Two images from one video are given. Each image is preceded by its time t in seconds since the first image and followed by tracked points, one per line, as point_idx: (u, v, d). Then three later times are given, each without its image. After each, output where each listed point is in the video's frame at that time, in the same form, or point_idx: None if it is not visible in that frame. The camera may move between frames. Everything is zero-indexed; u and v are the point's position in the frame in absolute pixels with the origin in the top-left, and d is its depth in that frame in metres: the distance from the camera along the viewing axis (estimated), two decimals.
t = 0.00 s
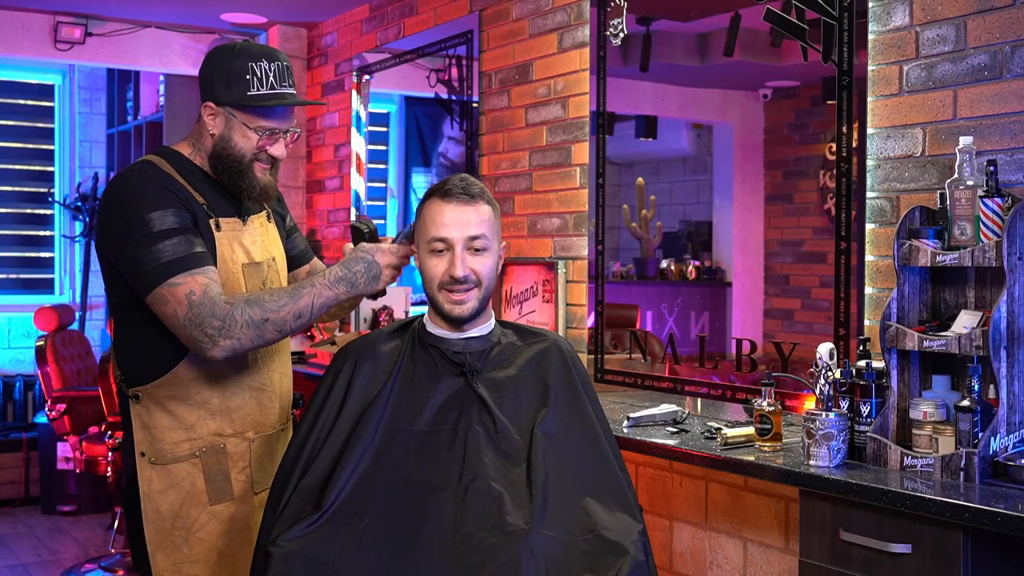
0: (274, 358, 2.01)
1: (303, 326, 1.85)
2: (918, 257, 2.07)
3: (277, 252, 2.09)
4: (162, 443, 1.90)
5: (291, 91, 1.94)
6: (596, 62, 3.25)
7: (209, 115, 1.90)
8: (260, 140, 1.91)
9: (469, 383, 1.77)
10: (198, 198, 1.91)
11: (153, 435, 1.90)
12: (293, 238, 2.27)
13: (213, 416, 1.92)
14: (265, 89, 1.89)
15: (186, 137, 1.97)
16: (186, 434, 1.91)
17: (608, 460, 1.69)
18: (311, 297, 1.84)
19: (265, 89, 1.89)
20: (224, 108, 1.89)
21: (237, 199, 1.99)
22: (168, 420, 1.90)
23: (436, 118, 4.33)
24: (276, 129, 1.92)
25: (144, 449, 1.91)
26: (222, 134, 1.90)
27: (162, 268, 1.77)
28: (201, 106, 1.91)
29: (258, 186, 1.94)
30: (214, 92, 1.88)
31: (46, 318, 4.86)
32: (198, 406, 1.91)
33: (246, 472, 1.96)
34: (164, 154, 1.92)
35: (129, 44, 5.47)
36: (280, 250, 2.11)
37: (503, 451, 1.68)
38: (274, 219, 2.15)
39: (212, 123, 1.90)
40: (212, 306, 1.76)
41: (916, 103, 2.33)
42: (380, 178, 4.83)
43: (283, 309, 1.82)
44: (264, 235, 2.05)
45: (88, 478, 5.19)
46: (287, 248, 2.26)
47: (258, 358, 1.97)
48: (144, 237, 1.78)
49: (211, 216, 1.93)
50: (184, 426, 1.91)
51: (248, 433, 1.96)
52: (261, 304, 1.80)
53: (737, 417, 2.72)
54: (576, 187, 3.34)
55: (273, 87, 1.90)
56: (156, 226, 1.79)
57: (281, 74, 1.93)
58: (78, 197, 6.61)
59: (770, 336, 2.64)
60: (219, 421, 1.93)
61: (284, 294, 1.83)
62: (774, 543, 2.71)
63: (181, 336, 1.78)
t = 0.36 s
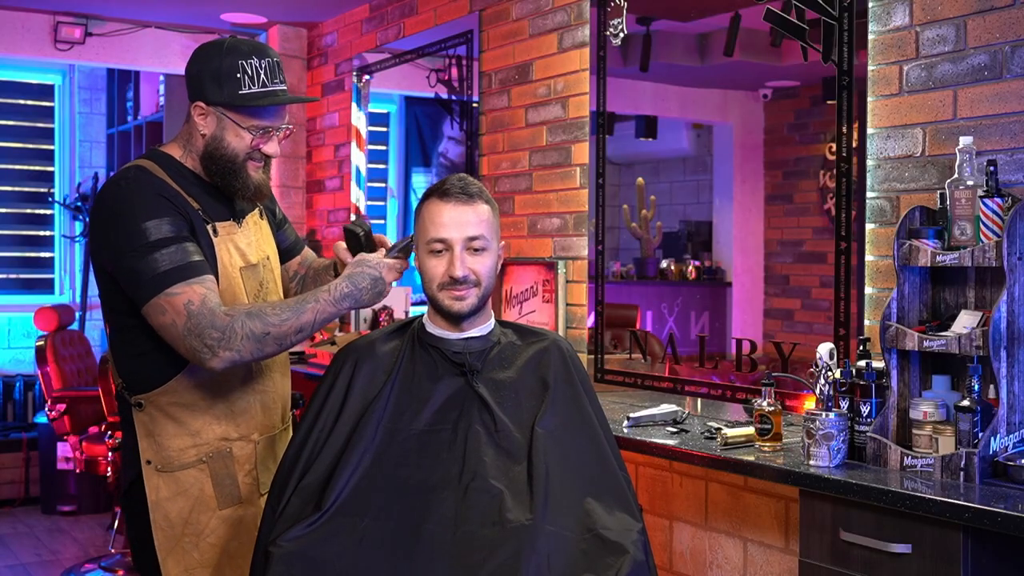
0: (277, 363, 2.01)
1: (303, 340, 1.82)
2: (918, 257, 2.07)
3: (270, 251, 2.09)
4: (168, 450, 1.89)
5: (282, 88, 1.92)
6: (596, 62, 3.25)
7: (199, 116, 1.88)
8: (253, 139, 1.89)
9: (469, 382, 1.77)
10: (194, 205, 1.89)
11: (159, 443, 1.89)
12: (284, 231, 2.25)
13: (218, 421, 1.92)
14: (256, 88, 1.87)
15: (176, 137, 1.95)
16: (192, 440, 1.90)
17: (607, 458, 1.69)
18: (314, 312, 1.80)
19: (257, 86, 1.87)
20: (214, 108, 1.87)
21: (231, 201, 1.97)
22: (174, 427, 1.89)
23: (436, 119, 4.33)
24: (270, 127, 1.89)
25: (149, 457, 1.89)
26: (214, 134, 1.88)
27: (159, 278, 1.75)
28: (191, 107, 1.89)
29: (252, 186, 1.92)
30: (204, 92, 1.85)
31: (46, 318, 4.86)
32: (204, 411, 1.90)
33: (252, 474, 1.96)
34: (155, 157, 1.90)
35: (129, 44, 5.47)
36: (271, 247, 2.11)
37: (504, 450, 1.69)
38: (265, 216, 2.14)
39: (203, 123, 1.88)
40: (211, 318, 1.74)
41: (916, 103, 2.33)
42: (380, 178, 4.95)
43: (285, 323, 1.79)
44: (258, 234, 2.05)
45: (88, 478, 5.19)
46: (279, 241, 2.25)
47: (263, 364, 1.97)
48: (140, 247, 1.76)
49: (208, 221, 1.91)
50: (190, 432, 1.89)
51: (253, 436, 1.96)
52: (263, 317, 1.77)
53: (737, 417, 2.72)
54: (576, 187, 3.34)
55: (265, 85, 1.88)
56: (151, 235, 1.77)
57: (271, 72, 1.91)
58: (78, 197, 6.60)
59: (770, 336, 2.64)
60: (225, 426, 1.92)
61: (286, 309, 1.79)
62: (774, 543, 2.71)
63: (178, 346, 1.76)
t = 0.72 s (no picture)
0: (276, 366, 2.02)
1: (314, 339, 1.81)
2: (918, 257, 2.07)
3: (268, 250, 2.10)
4: (169, 454, 1.89)
5: (287, 91, 1.90)
6: (596, 62, 3.25)
7: (201, 116, 1.86)
8: (256, 141, 1.87)
9: (470, 382, 1.78)
10: (194, 208, 1.87)
11: (159, 448, 1.88)
12: (280, 224, 2.24)
13: (218, 424, 1.92)
14: (262, 90, 1.85)
15: (174, 137, 1.93)
16: (193, 444, 1.90)
17: (608, 458, 1.69)
18: (322, 314, 1.78)
19: (262, 89, 1.85)
20: (217, 109, 1.84)
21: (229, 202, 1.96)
22: (174, 432, 1.88)
23: (436, 119, 4.34)
24: (273, 130, 1.88)
25: (149, 461, 1.89)
26: (217, 136, 1.85)
27: (164, 289, 1.72)
28: (193, 107, 1.86)
29: (252, 189, 1.91)
30: (208, 93, 1.83)
31: (45, 318, 4.86)
32: (203, 415, 1.90)
33: (252, 476, 1.97)
34: (153, 159, 1.87)
35: (129, 44, 5.47)
36: (269, 246, 2.12)
37: (504, 451, 1.69)
38: (262, 216, 2.14)
39: (205, 124, 1.86)
40: (221, 328, 1.72)
41: (916, 103, 2.33)
42: (380, 178, 4.94)
43: (294, 328, 1.77)
44: (256, 234, 2.06)
45: (88, 478, 5.19)
46: (274, 235, 2.24)
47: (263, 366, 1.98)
48: (145, 256, 1.73)
49: (210, 225, 1.91)
50: (190, 436, 1.89)
51: (253, 438, 1.97)
52: (271, 323, 1.76)
53: (737, 418, 2.72)
54: (576, 187, 3.34)
55: (270, 88, 1.86)
56: (155, 244, 1.74)
57: (276, 74, 1.89)
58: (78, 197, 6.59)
59: (770, 336, 2.64)
60: (225, 429, 1.92)
61: (294, 312, 1.77)
62: (774, 543, 2.71)
63: (188, 356, 1.75)
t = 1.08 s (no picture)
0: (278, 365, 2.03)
1: (318, 337, 1.80)
2: (918, 257, 2.07)
3: (268, 249, 2.10)
4: (171, 455, 1.88)
5: (287, 88, 1.91)
6: (596, 62, 3.25)
7: (202, 114, 1.85)
8: (257, 139, 1.87)
9: (470, 379, 1.78)
10: (194, 207, 1.87)
11: (161, 448, 1.88)
12: (280, 224, 2.24)
13: (220, 424, 1.92)
14: (263, 87, 1.85)
15: (174, 136, 1.92)
16: (195, 444, 1.89)
17: (608, 457, 1.69)
18: (327, 311, 1.77)
19: (263, 86, 1.85)
20: (219, 107, 1.84)
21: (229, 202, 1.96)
22: (176, 432, 1.88)
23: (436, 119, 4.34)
24: (274, 128, 1.88)
25: (152, 462, 1.89)
26: (218, 134, 1.85)
27: (165, 285, 1.71)
28: (194, 106, 1.86)
29: (253, 187, 1.90)
30: (210, 90, 1.83)
31: (45, 318, 4.86)
32: (205, 415, 1.90)
33: (255, 475, 1.97)
34: (152, 159, 1.86)
35: (129, 44, 5.47)
36: (270, 245, 2.12)
37: (504, 449, 1.69)
38: (263, 215, 2.14)
39: (206, 122, 1.85)
40: (223, 323, 1.72)
41: (916, 103, 2.33)
42: (380, 178, 4.91)
43: (297, 324, 1.76)
44: (257, 233, 2.06)
45: (88, 478, 5.19)
46: (274, 234, 2.24)
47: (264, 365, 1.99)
48: (145, 253, 1.72)
49: (209, 224, 1.91)
50: (193, 436, 1.89)
51: (256, 437, 1.97)
52: (274, 319, 1.75)
53: (737, 417, 2.72)
54: (576, 187, 3.34)
55: (271, 84, 1.87)
56: (155, 242, 1.73)
57: (277, 71, 1.90)
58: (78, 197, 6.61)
59: (770, 336, 2.64)
60: (227, 428, 1.92)
61: (297, 308, 1.77)
62: (774, 543, 2.71)
63: (189, 351, 1.73)
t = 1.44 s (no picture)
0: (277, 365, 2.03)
1: (321, 334, 1.79)
2: (918, 257, 2.07)
3: (269, 250, 2.10)
4: (172, 455, 1.89)
5: (289, 90, 1.91)
6: (596, 62, 3.25)
7: (204, 114, 1.85)
8: (259, 140, 1.87)
9: (470, 378, 1.78)
10: (194, 207, 1.87)
11: (161, 448, 1.88)
12: (280, 225, 2.25)
13: (220, 424, 1.92)
14: (265, 88, 1.85)
15: (175, 137, 1.92)
16: (195, 444, 1.90)
17: (608, 456, 1.69)
18: (328, 309, 1.77)
19: (266, 87, 1.85)
20: (220, 107, 1.84)
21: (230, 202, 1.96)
22: (176, 432, 1.88)
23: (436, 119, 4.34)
24: (276, 129, 1.88)
25: (152, 462, 1.89)
26: (220, 134, 1.85)
27: (165, 285, 1.71)
28: (196, 106, 1.86)
29: (255, 188, 1.90)
30: (212, 90, 1.83)
31: (45, 318, 4.86)
32: (205, 415, 1.90)
33: (255, 475, 1.97)
34: (154, 159, 1.86)
35: (129, 44, 5.47)
36: (271, 245, 2.12)
37: (505, 448, 1.69)
38: (263, 215, 2.14)
39: (208, 122, 1.85)
40: (224, 323, 1.71)
41: (916, 103, 2.33)
42: (380, 178, 4.87)
43: (298, 322, 1.76)
44: (257, 233, 2.06)
45: (88, 478, 5.19)
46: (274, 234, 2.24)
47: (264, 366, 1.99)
48: (145, 253, 1.72)
49: (210, 225, 1.91)
50: (193, 436, 1.89)
51: (256, 437, 1.97)
52: (275, 317, 1.75)
53: (737, 417, 2.72)
54: (576, 187, 3.34)
55: (273, 85, 1.87)
56: (156, 241, 1.73)
57: (280, 72, 1.90)
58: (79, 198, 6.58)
59: (770, 336, 2.64)
60: (228, 428, 1.92)
61: (298, 307, 1.76)
62: (774, 543, 2.71)
63: (190, 350, 1.73)
